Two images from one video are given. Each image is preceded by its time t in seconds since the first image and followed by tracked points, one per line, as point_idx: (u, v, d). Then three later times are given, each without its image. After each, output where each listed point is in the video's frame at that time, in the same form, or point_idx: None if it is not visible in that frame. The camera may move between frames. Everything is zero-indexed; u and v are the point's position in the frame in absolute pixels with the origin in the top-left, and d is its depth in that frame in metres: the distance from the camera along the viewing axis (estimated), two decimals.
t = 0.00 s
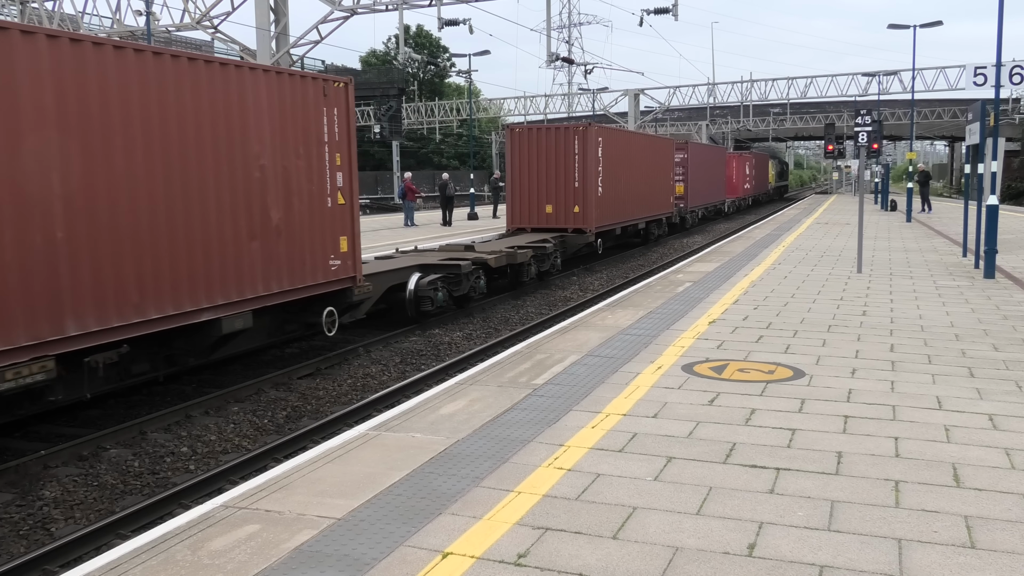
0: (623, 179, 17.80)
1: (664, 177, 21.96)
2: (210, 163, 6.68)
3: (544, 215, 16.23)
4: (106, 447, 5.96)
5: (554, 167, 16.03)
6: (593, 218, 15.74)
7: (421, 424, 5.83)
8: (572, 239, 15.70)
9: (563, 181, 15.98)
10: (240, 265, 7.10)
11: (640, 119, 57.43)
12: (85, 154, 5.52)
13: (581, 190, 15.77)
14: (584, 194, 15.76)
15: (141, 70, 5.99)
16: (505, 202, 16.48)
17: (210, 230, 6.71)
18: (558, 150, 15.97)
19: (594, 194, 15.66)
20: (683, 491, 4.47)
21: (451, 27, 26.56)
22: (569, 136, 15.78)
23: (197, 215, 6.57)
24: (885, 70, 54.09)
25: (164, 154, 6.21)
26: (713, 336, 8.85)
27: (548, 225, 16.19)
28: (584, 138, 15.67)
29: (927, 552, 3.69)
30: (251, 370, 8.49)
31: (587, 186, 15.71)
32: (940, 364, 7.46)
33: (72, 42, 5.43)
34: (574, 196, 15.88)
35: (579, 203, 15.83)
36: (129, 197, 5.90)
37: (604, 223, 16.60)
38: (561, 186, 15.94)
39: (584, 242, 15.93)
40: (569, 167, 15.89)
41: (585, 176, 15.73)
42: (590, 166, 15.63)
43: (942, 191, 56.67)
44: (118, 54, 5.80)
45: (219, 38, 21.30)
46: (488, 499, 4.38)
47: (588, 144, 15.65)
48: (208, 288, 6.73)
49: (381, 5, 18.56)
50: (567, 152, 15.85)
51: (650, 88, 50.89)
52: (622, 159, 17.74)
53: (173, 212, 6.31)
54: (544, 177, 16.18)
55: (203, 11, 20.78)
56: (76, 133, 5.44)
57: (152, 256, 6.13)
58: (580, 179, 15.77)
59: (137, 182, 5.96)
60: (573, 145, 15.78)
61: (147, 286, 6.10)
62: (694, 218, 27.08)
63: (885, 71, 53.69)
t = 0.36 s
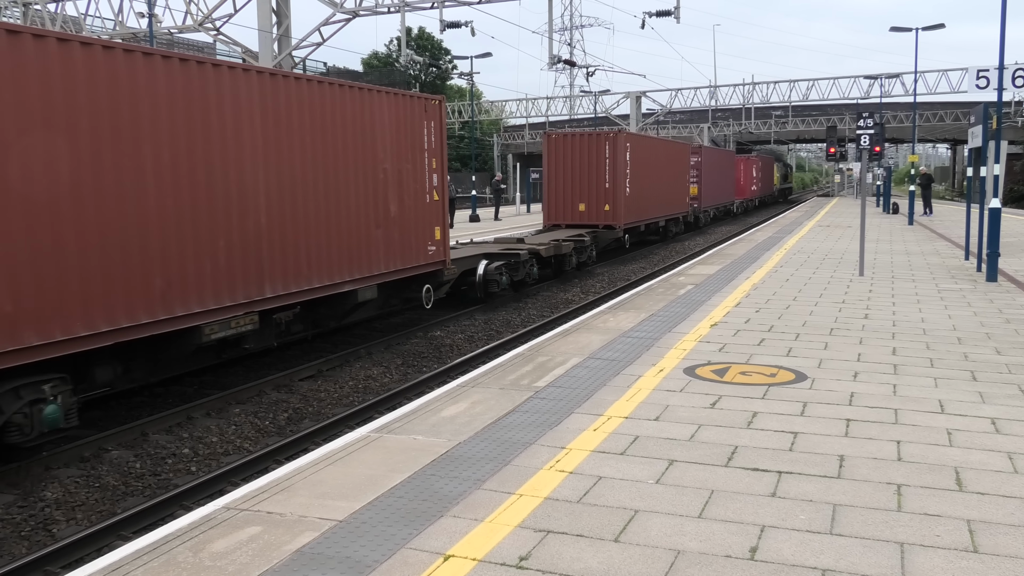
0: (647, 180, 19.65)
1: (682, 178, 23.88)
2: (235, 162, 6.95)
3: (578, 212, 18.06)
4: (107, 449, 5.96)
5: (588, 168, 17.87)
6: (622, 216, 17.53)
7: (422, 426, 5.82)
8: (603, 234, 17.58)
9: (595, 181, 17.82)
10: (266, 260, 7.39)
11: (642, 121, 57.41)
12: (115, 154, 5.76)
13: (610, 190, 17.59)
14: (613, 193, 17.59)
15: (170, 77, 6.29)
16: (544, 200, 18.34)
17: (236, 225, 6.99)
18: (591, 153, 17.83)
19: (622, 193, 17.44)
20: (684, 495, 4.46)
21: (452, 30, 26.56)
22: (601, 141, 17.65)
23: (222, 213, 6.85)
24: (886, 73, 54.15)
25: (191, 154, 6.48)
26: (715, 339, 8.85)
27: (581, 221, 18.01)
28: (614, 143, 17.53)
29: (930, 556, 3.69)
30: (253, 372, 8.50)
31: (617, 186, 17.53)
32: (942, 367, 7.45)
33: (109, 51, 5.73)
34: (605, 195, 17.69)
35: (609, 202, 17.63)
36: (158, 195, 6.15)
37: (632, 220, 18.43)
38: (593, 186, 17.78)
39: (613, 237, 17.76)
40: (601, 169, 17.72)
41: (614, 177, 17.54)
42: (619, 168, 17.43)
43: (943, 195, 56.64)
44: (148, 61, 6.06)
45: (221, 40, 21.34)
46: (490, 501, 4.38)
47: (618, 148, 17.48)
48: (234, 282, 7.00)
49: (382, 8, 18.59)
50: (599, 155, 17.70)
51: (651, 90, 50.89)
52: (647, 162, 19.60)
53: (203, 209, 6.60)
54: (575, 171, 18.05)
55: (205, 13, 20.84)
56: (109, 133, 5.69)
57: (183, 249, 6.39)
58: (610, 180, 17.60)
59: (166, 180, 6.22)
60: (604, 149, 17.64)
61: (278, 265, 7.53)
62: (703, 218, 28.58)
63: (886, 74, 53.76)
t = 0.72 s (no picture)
0: (668, 183, 21.78)
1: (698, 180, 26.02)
2: (331, 163, 8.27)
3: (607, 211, 20.30)
4: (110, 449, 5.97)
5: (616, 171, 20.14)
6: (647, 215, 19.74)
7: (425, 428, 5.83)
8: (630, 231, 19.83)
9: (623, 183, 20.06)
10: (352, 242, 8.69)
11: (645, 123, 57.39)
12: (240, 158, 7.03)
13: (636, 192, 19.80)
14: (639, 194, 19.81)
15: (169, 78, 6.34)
16: (576, 200, 20.57)
17: (335, 216, 8.36)
18: (620, 158, 20.10)
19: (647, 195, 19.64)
20: (687, 499, 4.45)
21: (457, 32, 26.58)
22: (629, 147, 19.91)
23: (291, 205, 7.69)
24: (890, 77, 54.16)
25: (260, 154, 7.30)
26: (718, 343, 8.84)
27: (610, 219, 20.24)
28: (640, 149, 19.76)
29: (933, 563, 3.67)
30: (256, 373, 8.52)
31: (642, 188, 19.74)
32: (945, 373, 7.43)
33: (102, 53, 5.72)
34: (632, 196, 19.92)
35: (635, 202, 19.87)
36: (285, 191, 7.62)
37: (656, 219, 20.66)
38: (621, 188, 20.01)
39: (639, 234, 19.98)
40: (628, 172, 19.95)
41: (640, 180, 19.75)
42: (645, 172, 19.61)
43: (947, 199, 56.56)
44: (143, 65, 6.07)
45: (226, 42, 21.39)
46: (492, 504, 4.37)
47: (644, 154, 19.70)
48: (329, 263, 8.33)
49: (387, 10, 18.62)
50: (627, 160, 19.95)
51: (655, 93, 50.88)
52: (668, 166, 21.75)
53: (304, 202, 7.88)
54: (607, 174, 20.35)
55: (210, 14, 20.90)
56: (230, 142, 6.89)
57: (290, 237, 7.67)
58: (636, 183, 19.85)
59: (276, 180, 7.49)
60: (631, 155, 19.90)
61: (397, 247, 9.56)
62: (710, 217, 29.60)
63: (889, 78, 53.80)
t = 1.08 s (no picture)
0: (688, 188, 23.28)
1: (714, 183, 27.55)
2: (436, 171, 10.14)
3: (632, 214, 21.80)
4: (113, 451, 5.98)
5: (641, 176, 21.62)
6: (669, 216, 21.22)
7: (428, 432, 5.83)
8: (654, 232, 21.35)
9: (647, 187, 21.55)
10: (450, 235, 10.62)
11: (650, 128, 57.43)
12: (378, 167, 8.92)
13: (660, 196, 21.30)
14: (662, 198, 21.30)
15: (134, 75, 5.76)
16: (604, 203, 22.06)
17: (438, 213, 10.28)
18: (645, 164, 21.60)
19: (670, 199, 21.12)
20: (690, 505, 4.45)
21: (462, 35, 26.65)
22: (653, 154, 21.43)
23: (408, 204, 9.54)
24: (895, 83, 54.20)
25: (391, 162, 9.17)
26: (722, 348, 8.84)
27: (635, 220, 21.73)
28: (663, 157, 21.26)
29: (937, 571, 3.66)
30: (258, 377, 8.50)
31: (665, 193, 21.24)
32: (950, 380, 7.41)
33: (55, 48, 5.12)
34: (655, 200, 21.43)
35: (658, 205, 21.35)
36: (407, 190, 9.50)
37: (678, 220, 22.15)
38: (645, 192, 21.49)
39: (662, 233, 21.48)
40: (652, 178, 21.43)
41: (664, 185, 21.24)
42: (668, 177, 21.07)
43: (952, 205, 56.42)
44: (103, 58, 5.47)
45: (232, 44, 21.51)
46: (495, 509, 4.37)
47: (667, 161, 21.19)
48: (434, 251, 10.22)
49: (393, 14, 18.69)
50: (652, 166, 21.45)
51: (660, 98, 50.94)
52: (688, 171, 23.27)
53: (420, 202, 9.77)
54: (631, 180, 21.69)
55: (216, 16, 21.03)
56: (373, 153, 8.76)
57: (410, 230, 9.55)
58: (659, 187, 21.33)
59: (402, 184, 9.37)
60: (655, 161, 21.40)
61: (479, 239, 11.44)
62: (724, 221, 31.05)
63: (894, 84, 53.86)
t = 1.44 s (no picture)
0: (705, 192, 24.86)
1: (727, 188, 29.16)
2: (506, 177, 11.91)
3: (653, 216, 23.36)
4: (116, 454, 5.98)
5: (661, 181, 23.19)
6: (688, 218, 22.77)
7: (432, 437, 5.83)
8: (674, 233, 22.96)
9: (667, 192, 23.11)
10: (516, 230, 12.44)
11: (654, 131, 57.39)
12: (466, 177, 10.66)
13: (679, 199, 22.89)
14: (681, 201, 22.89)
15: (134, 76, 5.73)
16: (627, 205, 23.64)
17: (506, 213, 12.04)
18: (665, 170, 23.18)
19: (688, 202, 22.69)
20: (694, 510, 4.44)
21: (466, 39, 26.65)
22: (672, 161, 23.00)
23: (487, 204, 11.34)
24: (898, 87, 54.19)
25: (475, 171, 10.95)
26: (725, 353, 8.83)
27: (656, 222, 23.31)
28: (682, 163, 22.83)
29: None
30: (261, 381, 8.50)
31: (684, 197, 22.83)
32: (954, 385, 7.38)
33: (43, 47, 5.08)
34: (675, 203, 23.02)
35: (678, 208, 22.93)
36: (485, 194, 11.30)
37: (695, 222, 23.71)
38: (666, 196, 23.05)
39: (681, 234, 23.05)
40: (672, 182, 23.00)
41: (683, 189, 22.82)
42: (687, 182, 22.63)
43: (956, 210, 56.30)
44: (95, 54, 5.43)
45: (237, 48, 21.59)
46: (499, 514, 4.37)
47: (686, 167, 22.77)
48: (505, 244, 12.05)
49: (398, 18, 18.74)
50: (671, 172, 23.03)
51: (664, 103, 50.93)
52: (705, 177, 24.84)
53: (493, 207, 11.52)
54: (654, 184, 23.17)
55: (222, 20, 21.13)
56: (464, 162, 10.54)
57: (487, 226, 11.36)
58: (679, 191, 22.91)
59: (479, 190, 11.03)
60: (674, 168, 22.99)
61: (539, 233, 13.28)
62: (737, 223, 32.53)
63: (898, 88, 53.84)
